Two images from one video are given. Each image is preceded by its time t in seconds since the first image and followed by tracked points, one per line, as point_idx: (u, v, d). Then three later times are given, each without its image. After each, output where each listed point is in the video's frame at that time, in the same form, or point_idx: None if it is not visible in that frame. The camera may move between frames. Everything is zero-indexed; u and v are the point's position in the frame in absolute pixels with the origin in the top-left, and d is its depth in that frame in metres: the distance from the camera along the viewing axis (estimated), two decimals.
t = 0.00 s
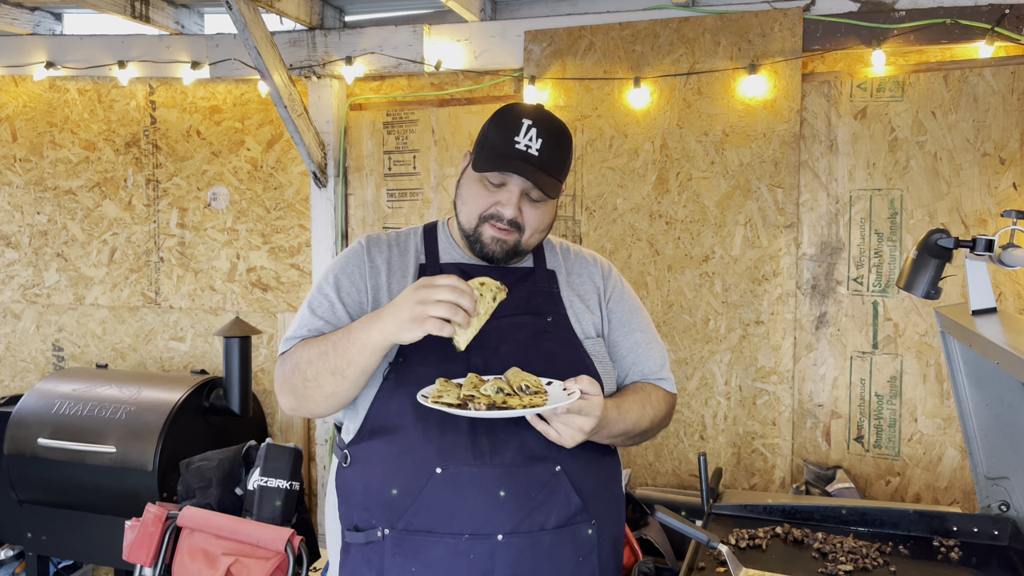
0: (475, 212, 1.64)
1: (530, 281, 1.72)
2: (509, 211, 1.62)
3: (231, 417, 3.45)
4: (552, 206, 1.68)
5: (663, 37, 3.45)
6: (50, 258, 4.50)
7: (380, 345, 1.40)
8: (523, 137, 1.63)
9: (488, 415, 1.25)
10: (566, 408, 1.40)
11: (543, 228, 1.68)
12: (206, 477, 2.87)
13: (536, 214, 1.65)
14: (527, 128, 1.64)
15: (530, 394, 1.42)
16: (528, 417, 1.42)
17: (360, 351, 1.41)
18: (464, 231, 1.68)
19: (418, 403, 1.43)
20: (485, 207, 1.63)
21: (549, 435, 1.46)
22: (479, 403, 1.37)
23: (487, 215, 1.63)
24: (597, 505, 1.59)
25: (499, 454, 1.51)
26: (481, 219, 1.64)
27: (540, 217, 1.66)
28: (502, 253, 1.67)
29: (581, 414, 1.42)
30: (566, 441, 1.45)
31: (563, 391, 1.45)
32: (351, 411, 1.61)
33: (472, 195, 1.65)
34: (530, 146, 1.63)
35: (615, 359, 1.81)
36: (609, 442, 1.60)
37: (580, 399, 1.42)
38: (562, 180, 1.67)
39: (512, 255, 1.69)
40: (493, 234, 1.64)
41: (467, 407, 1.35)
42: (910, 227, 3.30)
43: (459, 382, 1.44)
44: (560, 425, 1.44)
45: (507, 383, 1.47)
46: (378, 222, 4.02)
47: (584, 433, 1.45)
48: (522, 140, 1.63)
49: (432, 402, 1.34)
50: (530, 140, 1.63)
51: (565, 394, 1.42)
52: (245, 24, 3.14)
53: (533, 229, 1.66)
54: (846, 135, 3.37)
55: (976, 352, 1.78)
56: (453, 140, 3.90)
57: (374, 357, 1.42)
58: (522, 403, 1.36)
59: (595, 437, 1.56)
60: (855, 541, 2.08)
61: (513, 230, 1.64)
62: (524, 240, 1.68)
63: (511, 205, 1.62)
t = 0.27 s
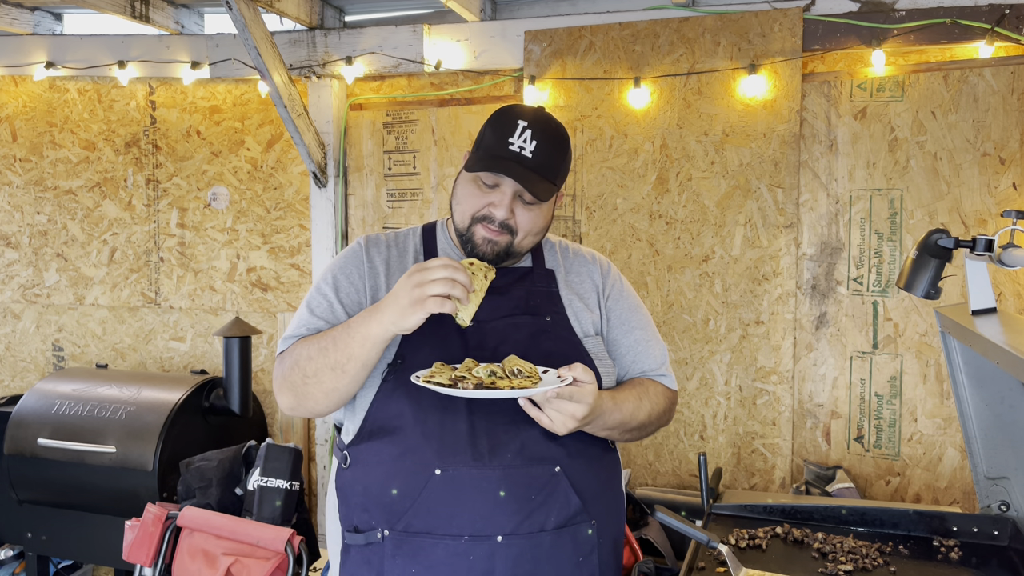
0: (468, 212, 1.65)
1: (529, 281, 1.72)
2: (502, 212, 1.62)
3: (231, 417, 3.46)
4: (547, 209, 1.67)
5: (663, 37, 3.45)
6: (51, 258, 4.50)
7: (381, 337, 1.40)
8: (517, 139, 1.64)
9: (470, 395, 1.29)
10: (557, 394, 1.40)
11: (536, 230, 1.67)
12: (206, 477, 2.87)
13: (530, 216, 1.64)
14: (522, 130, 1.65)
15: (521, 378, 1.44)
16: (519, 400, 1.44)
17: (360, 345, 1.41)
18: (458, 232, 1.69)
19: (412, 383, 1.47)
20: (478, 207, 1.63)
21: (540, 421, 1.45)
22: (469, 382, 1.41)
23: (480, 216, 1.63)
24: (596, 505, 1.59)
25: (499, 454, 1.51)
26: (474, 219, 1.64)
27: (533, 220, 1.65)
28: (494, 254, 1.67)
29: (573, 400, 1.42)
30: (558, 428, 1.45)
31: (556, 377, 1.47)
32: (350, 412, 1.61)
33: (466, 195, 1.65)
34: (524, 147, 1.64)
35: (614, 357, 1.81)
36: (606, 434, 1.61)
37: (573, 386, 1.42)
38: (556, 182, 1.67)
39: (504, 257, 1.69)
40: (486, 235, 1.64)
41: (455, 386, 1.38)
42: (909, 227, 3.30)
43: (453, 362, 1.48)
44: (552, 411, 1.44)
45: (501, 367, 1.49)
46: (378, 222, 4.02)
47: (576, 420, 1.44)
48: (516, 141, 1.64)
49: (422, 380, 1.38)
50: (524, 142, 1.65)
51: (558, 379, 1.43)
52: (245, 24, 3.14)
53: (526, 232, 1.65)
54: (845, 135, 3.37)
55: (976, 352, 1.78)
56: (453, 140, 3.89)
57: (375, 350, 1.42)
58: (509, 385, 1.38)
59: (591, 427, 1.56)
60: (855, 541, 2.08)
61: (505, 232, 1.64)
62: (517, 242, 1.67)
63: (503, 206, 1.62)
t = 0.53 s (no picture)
0: (465, 213, 1.65)
1: (528, 281, 1.72)
2: (498, 214, 1.63)
3: (231, 417, 3.45)
4: (544, 213, 1.68)
5: (663, 37, 3.45)
6: (50, 258, 4.50)
7: (384, 330, 1.40)
8: (515, 140, 1.64)
9: (468, 394, 1.28)
10: (554, 393, 1.40)
11: (532, 234, 1.68)
12: (206, 477, 2.86)
13: (526, 219, 1.65)
14: (521, 131, 1.65)
15: (518, 377, 1.44)
16: (516, 400, 1.44)
17: (364, 339, 1.41)
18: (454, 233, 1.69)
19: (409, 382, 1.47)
20: (475, 209, 1.64)
21: (538, 420, 1.45)
22: (466, 381, 1.40)
23: (476, 217, 1.64)
24: (596, 504, 1.59)
25: (499, 454, 1.51)
26: (471, 220, 1.65)
27: (529, 223, 1.65)
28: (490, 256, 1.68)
29: (570, 400, 1.42)
30: (555, 427, 1.45)
31: (554, 376, 1.46)
32: (349, 412, 1.61)
33: (463, 196, 1.65)
34: (522, 149, 1.64)
35: (614, 356, 1.81)
36: (604, 434, 1.60)
37: (570, 385, 1.42)
38: (553, 185, 1.67)
39: (501, 259, 1.69)
40: (481, 236, 1.65)
41: (452, 385, 1.38)
42: (909, 227, 3.30)
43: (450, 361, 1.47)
44: (549, 410, 1.44)
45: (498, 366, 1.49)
46: (378, 222, 4.02)
47: (573, 420, 1.44)
48: (515, 142, 1.64)
49: (419, 379, 1.38)
50: (523, 143, 1.64)
51: (556, 379, 1.43)
52: (245, 24, 3.14)
53: (522, 235, 1.66)
54: (846, 135, 3.37)
55: (976, 352, 1.78)
56: (453, 139, 3.89)
57: (378, 344, 1.42)
58: (506, 384, 1.38)
59: (589, 426, 1.56)
60: (855, 541, 2.08)
61: (501, 235, 1.64)
62: (512, 245, 1.68)
63: (499, 209, 1.62)
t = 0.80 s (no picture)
0: (461, 210, 1.65)
1: (526, 280, 1.72)
2: (494, 213, 1.62)
3: (231, 417, 3.45)
4: (541, 216, 1.68)
5: (663, 37, 3.45)
6: (50, 258, 4.50)
7: (395, 305, 1.43)
8: (515, 140, 1.64)
9: (465, 398, 1.29)
10: (551, 395, 1.40)
11: (527, 237, 1.68)
12: (206, 477, 2.86)
13: (522, 221, 1.65)
14: (522, 131, 1.65)
15: (516, 379, 1.43)
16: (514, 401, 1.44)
17: (374, 316, 1.43)
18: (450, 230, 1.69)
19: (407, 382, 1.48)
20: (472, 206, 1.63)
21: (535, 421, 1.45)
22: (463, 384, 1.41)
23: (472, 214, 1.63)
24: (594, 504, 1.59)
25: (498, 454, 1.50)
26: (466, 217, 1.64)
27: (525, 225, 1.65)
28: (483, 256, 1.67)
29: (567, 401, 1.42)
30: (552, 428, 1.45)
31: (551, 377, 1.45)
32: (347, 411, 1.60)
33: (461, 194, 1.65)
34: (522, 148, 1.64)
35: (613, 355, 1.81)
36: (603, 433, 1.60)
37: (567, 387, 1.42)
38: (551, 188, 1.67)
39: (497, 259, 1.68)
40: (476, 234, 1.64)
41: (449, 388, 1.38)
42: (909, 227, 3.30)
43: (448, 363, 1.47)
44: (546, 411, 1.44)
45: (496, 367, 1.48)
46: (378, 222, 4.03)
47: (570, 421, 1.44)
48: (515, 141, 1.64)
49: (415, 382, 1.38)
50: (523, 142, 1.64)
51: (553, 380, 1.42)
52: (245, 24, 3.14)
53: (517, 236, 1.66)
54: (846, 135, 3.37)
55: (976, 352, 1.78)
56: (453, 139, 3.89)
57: (388, 322, 1.44)
58: (503, 387, 1.37)
59: (587, 426, 1.55)
60: (855, 541, 2.08)
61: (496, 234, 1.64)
62: (506, 247, 1.67)
63: (496, 207, 1.62)
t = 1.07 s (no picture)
0: (455, 213, 1.65)
1: (525, 280, 1.72)
2: (486, 216, 1.62)
3: (231, 417, 3.45)
4: (535, 221, 1.67)
5: (663, 37, 3.45)
6: (50, 258, 4.50)
7: (397, 301, 1.42)
8: (510, 145, 1.64)
9: (464, 398, 1.28)
10: (551, 395, 1.39)
11: (520, 241, 1.68)
12: (205, 477, 2.86)
13: (515, 226, 1.65)
14: (517, 136, 1.65)
15: (515, 379, 1.43)
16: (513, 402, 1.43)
17: (375, 313, 1.43)
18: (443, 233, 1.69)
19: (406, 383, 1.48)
20: (465, 209, 1.64)
21: (534, 421, 1.45)
22: (463, 384, 1.40)
23: (465, 217, 1.64)
24: (593, 504, 1.59)
25: (498, 454, 1.50)
26: (459, 220, 1.65)
27: (518, 229, 1.65)
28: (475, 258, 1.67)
29: (566, 401, 1.42)
30: (552, 427, 1.45)
31: (551, 377, 1.45)
32: (346, 411, 1.60)
33: (455, 197, 1.66)
34: (516, 153, 1.63)
35: (612, 355, 1.81)
36: (602, 434, 1.60)
37: (567, 387, 1.42)
38: (546, 194, 1.66)
39: (489, 264, 1.69)
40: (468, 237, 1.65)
41: (449, 388, 1.38)
42: (910, 227, 3.30)
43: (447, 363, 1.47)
44: (546, 411, 1.44)
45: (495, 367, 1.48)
46: (378, 222, 4.03)
47: (569, 420, 1.44)
48: (510, 146, 1.64)
49: (414, 382, 1.38)
50: (518, 148, 1.64)
51: (552, 380, 1.42)
52: (245, 24, 3.14)
53: (509, 240, 1.66)
54: (846, 135, 3.37)
55: (976, 351, 1.78)
56: (453, 139, 3.89)
57: (390, 318, 1.44)
58: (502, 388, 1.37)
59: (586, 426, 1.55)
60: (854, 541, 2.08)
61: (488, 237, 1.64)
62: (499, 250, 1.67)
63: (489, 211, 1.62)
